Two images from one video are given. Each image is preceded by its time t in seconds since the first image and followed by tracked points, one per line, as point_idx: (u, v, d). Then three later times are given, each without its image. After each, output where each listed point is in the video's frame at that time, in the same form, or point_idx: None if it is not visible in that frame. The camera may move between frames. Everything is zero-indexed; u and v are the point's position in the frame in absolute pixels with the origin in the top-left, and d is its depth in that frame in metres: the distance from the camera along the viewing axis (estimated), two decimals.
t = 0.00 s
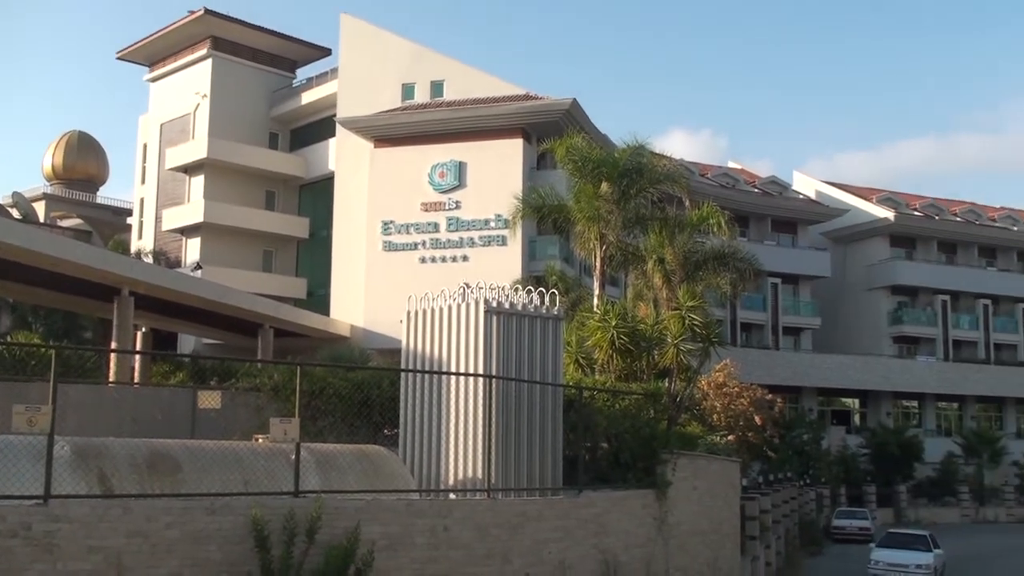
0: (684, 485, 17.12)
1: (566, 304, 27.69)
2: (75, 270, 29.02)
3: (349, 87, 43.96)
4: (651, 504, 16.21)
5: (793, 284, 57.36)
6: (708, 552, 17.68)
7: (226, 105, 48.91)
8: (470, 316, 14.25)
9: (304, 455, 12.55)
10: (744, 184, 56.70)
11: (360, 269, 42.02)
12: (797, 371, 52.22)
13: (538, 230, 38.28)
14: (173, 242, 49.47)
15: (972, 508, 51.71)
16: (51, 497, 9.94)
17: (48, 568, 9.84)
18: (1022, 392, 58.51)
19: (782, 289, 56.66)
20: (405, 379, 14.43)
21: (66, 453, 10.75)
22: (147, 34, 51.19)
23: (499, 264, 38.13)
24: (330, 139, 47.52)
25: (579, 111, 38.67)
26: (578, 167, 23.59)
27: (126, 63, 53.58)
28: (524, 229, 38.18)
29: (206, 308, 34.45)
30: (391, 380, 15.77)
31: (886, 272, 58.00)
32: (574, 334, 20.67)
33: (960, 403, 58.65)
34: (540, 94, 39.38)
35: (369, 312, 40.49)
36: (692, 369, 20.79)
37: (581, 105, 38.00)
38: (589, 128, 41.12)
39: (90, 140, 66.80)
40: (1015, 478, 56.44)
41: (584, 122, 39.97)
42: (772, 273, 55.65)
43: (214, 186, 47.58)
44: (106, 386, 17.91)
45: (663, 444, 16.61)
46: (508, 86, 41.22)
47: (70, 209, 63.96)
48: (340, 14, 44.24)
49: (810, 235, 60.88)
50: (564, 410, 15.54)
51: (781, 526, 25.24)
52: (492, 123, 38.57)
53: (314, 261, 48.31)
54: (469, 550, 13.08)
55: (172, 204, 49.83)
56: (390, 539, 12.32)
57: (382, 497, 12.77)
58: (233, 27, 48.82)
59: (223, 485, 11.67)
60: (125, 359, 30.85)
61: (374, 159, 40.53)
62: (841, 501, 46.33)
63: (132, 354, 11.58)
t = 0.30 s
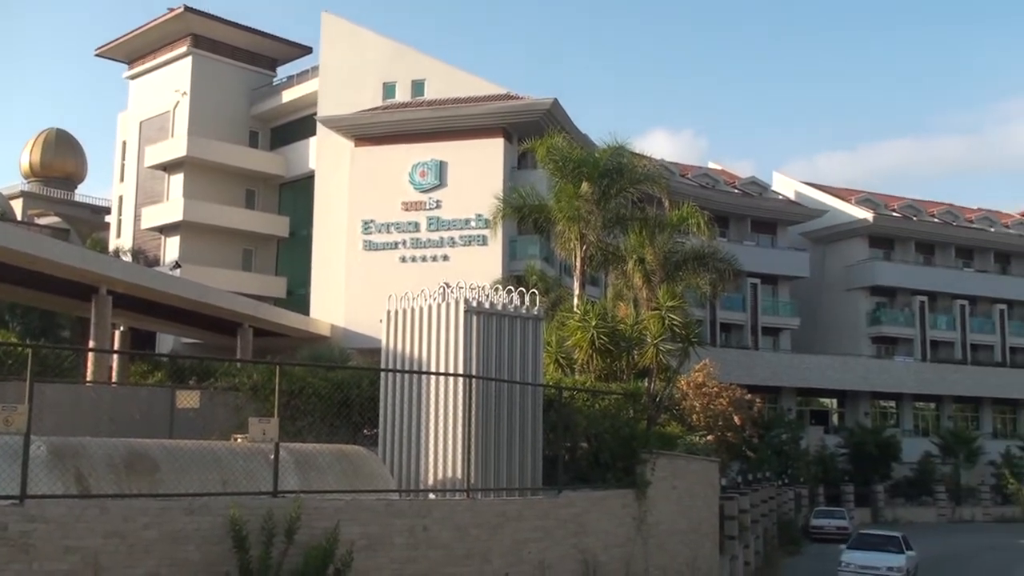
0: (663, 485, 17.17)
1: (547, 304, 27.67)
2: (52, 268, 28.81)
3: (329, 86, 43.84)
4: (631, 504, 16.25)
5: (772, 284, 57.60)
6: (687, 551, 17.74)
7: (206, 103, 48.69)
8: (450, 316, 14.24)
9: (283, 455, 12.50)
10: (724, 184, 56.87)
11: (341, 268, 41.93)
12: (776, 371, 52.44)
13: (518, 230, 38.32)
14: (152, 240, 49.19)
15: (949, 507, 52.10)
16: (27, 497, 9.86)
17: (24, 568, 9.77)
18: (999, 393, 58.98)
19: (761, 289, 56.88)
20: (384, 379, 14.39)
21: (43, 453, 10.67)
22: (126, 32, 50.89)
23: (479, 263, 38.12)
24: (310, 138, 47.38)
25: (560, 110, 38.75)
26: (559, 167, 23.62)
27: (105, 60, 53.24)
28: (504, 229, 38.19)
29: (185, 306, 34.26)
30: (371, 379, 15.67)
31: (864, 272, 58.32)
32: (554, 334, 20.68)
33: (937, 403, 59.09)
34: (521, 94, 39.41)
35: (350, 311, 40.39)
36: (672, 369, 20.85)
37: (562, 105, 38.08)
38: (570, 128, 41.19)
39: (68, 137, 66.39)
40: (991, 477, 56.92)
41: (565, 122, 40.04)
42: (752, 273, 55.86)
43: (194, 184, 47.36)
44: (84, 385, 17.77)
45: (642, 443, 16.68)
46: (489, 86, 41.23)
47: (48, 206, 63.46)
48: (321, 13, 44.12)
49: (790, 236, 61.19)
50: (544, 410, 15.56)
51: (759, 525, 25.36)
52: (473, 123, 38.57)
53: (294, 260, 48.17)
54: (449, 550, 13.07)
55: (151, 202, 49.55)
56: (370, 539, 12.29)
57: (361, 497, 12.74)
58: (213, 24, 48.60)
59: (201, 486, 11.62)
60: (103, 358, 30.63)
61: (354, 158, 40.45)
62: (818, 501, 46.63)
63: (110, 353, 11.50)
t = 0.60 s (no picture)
0: (648, 490, 17.18)
1: (532, 309, 27.63)
2: (35, 272, 28.67)
3: (315, 90, 43.78)
4: (617, 509, 16.27)
5: (757, 290, 57.73)
6: (673, 556, 17.75)
7: (191, 107, 48.53)
8: (435, 321, 14.25)
9: (268, 459, 12.46)
10: (710, 190, 56.98)
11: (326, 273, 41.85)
12: (761, 376, 52.54)
13: (504, 235, 38.34)
14: (137, 244, 48.97)
15: (933, 512, 52.36)
16: (9, 502, 9.80)
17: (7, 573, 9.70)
18: (982, 398, 59.30)
19: (747, 294, 57.01)
20: (369, 383, 14.37)
21: (26, 457, 10.59)
22: (111, 35, 50.74)
23: (465, 268, 38.09)
24: (296, 142, 47.30)
25: (546, 115, 38.83)
26: (545, 172, 23.66)
27: (89, 63, 53.06)
28: (491, 234, 38.21)
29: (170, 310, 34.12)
30: (355, 386, 15.94)
31: (849, 278, 58.54)
32: (540, 338, 20.69)
33: (921, 408, 59.40)
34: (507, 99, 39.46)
35: (335, 315, 40.28)
36: (657, 374, 20.84)
37: (548, 110, 38.15)
38: (556, 132, 41.26)
39: (52, 141, 66.13)
40: (974, 482, 57.22)
41: (551, 127, 40.11)
42: (737, 279, 56.00)
43: (178, 188, 47.21)
44: (67, 389, 17.66)
45: (627, 448, 16.72)
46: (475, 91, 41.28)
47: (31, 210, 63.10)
48: (306, 16, 44.09)
49: (775, 241, 61.37)
50: (529, 414, 15.56)
51: (745, 530, 25.43)
52: (459, 127, 38.59)
53: (280, 264, 48.04)
54: (434, 555, 13.05)
55: (135, 206, 49.35)
56: (355, 544, 12.25)
57: (347, 502, 12.70)
58: (198, 28, 48.51)
59: (186, 491, 11.56)
60: (86, 361, 30.45)
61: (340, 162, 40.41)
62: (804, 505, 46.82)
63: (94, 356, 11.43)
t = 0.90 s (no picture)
0: (632, 490, 17.22)
1: (517, 308, 27.59)
2: (17, 270, 28.54)
3: (300, 89, 43.69)
4: (601, 509, 16.30)
5: (742, 290, 57.89)
6: (656, 556, 17.79)
7: (176, 105, 48.36)
8: (420, 321, 14.25)
9: (252, 459, 12.44)
10: (695, 190, 57.08)
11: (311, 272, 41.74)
12: (745, 376, 52.68)
13: (489, 235, 38.36)
14: (120, 242, 48.75)
15: (915, 511, 52.68)
16: None
17: None
18: (964, 398, 59.68)
19: (731, 294, 57.17)
20: (354, 383, 14.35)
21: (8, 457, 10.54)
22: (95, 33, 50.52)
23: (450, 268, 38.07)
24: (281, 141, 47.17)
25: (532, 115, 38.85)
26: (530, 172, 23.64)
27: (73, 61, 52.82)
28: (476, 233, 38.20)
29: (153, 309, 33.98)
30: (340, 385, 15.59)
31: (833, 279, 58.75)
32: (524, 338, 20.72)
33: (904, 408, 59.72)
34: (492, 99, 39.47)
35: (320, 315, 40.18)
36: (642, 374, 20.94)
37: (533, 109, 38.18)
38: (541, 132, 41.28)
39: (35, 139, 65.76)
40: (956, 481, 57.59)
41: (537, 127, 40.13)
42: (721, 279, 56.15)
43: (162, 187, 47.03)
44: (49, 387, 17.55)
45: (612, 448, 16.75)
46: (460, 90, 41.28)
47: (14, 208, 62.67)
48: (292, 15, 43.99)
49: (759, 242, 61.55)
50: (514, 414, 15.57)
51: (729, 530, 25.52)
52: (445, 126, 38.58)
53: (264, 263, 47.90)
54: (418, 555, 13.05)
55: (119, 205, 49.13)
56: (339, 543, 12.24)
57: (331, 502, 12.69)
58: (182, 26, 48.37)
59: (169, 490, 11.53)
60: (69, 361, 30.30)
61: (325, 161, 40.33)
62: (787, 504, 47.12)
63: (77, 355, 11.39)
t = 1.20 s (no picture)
0: (619, 492, 17.24)
1: (504, 311, 27.59)
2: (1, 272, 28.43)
3: (287, 91, 43.63)
4: (587, 511, 16.32)
5: (728, 292, 58.05)
6: (643, 558, 17.81)
7: (162, 106, 48.21)
8: (407, 323, 14.25)
9: (238, 462, 12.42)
10: (682, 193, 57.20)
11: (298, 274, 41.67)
12: (732, 378, 52.80)
13: (476, 237, 38.37)
14: (106, 244, 48.56)
15: (900, 514, 52.90)
16: None
17: None
18: (949, 400, 59.94)
19: (717, 297, 57.32)
20: (340, 385, 14.34)
21: None
22: (82, 33, 50.37)
23: (436, 270, 38.03)
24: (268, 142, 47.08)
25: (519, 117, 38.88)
26: (517, 174, 23.62)
27: (59, 62, 52.62)
28: (463, 236, 38.18)
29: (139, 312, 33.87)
30: (327, 388, 15.58)
31: (819, 281, 58.96)
32: (512, 340, 20.72)
33: (889, 411, 59.96)
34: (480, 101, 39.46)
35: (306, 317, 40.10)
36: (629, 377, 21.00)
37: (521, 112, 38.22)
38: (529, 135, 41.31)
39: (20, 139, 65.44)
40: (941, 484, 57.88)
41: (524, 129, 40.16)
42: (708, 281, 56.28)
43: (149, 188, 46.88)
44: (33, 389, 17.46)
45: (599, 450, 16.77)
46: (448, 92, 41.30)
47: None
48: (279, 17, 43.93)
49: (746, 244, 61.69)
50: (501, 417, 15.57)
51: (715, 532, 25.56)
52: (432, 129, 38.59)
53: (251, 265, 47.78)
54: (405, 557, 13.04)
55: (105, 206, 48.93)
56: (325, 546, 12.22)
57: (317, 504, 12.67)
58: (169, 27, 48.27)
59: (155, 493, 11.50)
60: (54, 363, 30.17)
61: (313, 163, 40.28)
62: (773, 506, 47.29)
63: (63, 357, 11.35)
